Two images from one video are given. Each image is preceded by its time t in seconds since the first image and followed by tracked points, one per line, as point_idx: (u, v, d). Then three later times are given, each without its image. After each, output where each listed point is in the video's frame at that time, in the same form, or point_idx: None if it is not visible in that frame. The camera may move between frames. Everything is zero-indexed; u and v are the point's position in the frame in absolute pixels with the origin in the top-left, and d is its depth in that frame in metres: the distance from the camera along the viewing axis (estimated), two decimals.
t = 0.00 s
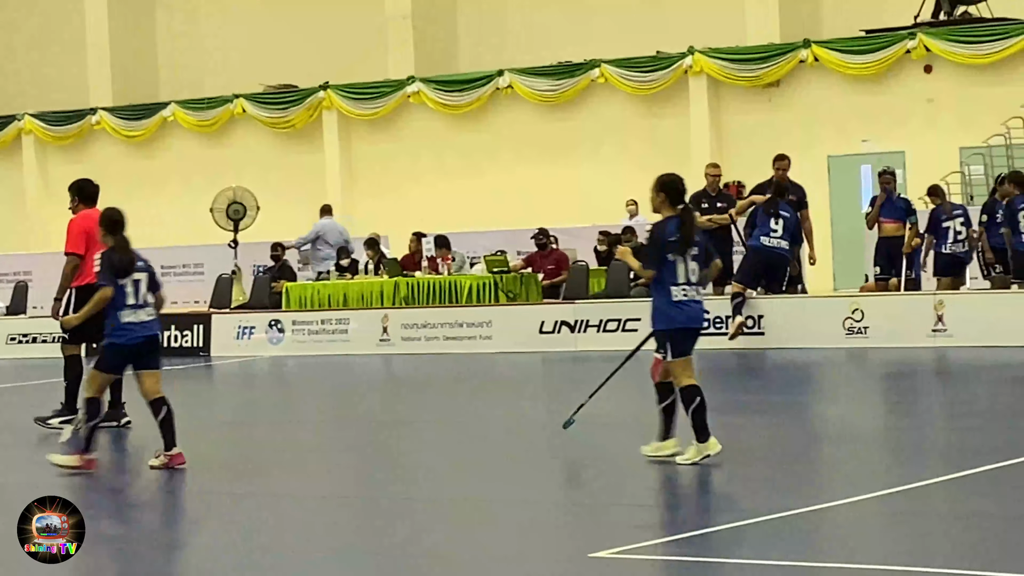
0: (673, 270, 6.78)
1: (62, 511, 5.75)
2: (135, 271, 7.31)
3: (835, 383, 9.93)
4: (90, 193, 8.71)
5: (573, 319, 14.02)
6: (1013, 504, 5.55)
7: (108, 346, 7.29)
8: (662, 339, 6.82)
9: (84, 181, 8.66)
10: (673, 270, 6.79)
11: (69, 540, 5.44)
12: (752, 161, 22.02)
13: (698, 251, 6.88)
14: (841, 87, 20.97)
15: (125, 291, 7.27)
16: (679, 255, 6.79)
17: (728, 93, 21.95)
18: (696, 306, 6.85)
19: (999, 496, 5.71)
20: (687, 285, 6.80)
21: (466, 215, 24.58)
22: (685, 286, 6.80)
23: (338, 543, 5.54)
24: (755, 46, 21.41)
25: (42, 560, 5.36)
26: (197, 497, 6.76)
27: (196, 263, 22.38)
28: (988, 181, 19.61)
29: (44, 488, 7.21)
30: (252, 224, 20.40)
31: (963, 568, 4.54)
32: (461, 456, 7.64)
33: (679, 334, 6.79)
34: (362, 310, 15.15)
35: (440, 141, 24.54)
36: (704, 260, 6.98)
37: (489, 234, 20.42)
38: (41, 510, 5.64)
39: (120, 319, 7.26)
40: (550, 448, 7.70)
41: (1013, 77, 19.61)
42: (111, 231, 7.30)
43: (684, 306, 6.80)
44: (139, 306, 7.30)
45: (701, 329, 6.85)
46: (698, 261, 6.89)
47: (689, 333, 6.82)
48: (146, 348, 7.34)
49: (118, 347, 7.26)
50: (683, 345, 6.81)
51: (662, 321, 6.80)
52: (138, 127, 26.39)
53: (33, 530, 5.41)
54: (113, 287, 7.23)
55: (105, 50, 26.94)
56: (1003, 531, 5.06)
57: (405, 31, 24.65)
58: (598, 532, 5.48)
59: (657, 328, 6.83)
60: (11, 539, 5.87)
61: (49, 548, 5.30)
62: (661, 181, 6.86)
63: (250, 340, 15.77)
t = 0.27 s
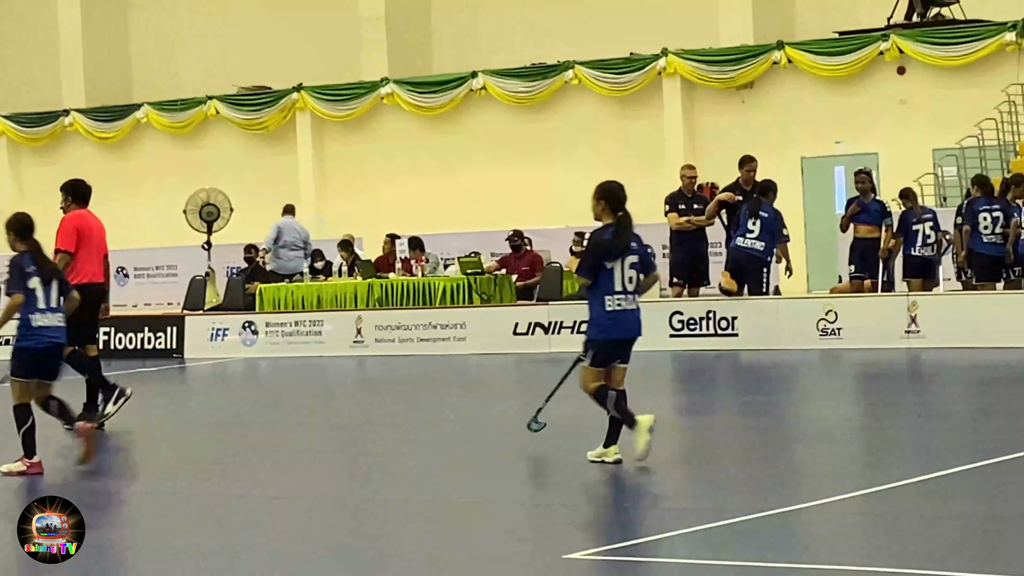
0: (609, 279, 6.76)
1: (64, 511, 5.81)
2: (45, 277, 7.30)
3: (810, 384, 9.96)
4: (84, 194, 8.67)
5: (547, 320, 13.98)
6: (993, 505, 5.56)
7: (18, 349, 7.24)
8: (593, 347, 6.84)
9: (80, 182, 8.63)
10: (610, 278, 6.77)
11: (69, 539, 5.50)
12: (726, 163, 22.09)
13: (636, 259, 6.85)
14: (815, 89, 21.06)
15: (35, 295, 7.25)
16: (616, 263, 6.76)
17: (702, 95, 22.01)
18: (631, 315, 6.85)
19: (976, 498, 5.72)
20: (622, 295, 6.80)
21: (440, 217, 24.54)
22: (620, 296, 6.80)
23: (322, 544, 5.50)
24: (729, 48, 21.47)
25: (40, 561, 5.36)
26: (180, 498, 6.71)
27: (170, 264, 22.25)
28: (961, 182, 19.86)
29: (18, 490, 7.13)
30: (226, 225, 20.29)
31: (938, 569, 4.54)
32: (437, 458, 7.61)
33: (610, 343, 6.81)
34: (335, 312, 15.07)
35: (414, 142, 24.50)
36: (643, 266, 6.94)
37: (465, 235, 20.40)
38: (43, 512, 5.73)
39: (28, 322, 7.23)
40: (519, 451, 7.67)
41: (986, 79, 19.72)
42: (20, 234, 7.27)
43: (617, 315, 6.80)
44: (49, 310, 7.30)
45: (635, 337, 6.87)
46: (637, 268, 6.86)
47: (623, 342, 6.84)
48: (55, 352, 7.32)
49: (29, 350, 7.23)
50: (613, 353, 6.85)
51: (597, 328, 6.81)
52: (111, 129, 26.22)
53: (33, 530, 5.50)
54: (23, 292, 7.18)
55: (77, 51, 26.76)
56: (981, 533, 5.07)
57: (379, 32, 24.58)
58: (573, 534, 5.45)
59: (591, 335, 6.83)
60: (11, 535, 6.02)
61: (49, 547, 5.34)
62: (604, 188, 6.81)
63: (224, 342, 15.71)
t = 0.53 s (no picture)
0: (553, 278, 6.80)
1: (64, 510, 5.72)
2: None
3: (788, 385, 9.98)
4: (77, 196, 8.64)
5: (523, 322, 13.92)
6: (974, 507, 5.58)
7: None
8: (532, 343, 6.86)
9: (72, 182, 8.60)
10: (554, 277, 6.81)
11: (69, 539, 5.40)
12: (702, 164, 22.16)
13: (584, 263, 6.89)
14: (790, 91, 21.16)
15: None
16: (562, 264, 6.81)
17: (678, 96, 22.08)
18: (573, 316, 6.85)
19: (957, 499, 5.73)
20: (564, 294, 6.82)
21: (417, 219, 24.50)
22: (562, 296, 6.82)
23: (307, 546, 5.46)
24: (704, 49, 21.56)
25: (41, 560, 5.30)
26: (166, 499, 6.67)
27: (145, 266, 22.11)
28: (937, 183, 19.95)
29: None
30: (202, 227, 20.18)
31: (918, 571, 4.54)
32: (417, 458, 7.60)
33: (548, 341, 6.81)
34: (312, 314, 15.05)
35: (390, 143, 24.46)
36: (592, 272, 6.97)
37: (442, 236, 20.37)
38: (41, 509, 5.61)
39: None
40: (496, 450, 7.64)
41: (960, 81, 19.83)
42: None
43: (558, 314, 6.81)
44: None
45: (575, 339, 6.86)
46: (584, 273, 6.89)
47: (562, 342, 6.83)
48: None
49: None
50: (552, 352, 6.85)
51: (538, 326, 6.83)
52: (88, 130, 26.21)
53: (32, 530, 5.39)
54: None
55: (51, 52, 26.60)
56: (960, 534, 5.08)
57: (355, 33, 24.54)
58: (551, 535, 5.43)
59: (532, 332, 6.85)
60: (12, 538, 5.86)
61: (49, 547, 5.26)
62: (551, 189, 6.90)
63: (200, 343, 15.63)
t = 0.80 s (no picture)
0: (494, 283, 6.91)
1: (64, 511, 5.65)
2: None
3: (765, 386, 10.01)
4: (71, 200, 8.86)
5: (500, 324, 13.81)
6: (953, 508, 5.60)
7: None
8: (473, 348, 6.96)
9: (64, 185, 8.82)
10: (495, 283, 6.92)
11: (68, 540, 5.33)
12: (678, 166, 22.21)
13: (522, 266, 7.01)
14: (766, 93, 21.23)
15: None
16: (503, 268, 6.92)
17: (654, 98, 22.14)
18: (511, 320, 6.99)
19: (935, 501, 5.76)
20: (504, 299, 6.94)
21: (393, 220, 24.45)
22: (502, 300, 6.94)
23: (289, 548, 5.43)
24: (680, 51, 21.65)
25: (41, 560, 5.25)
26: (149, 500, 6.64)
27: (121, 267, 21.97)
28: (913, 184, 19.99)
29: None
30: (178, 228, 20.08)
31: (897, 572, 4.55)
32: (394, 460, 7.57)
33: (490, 345, 6.93)
34: (287, 315, 15.00)
35: (366, 144, 24.41)
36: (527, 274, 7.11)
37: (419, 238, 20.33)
38: (41, 509, 5.52)
39: None
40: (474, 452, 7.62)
41: (934, 83, 19.92)
42: None
43: (499, 319, 6.93)
44: None
45: (514, 342, 7.01)
46: (522, 277, 7.02)
47: (502, 346, 6.97)
48: None
49: None
50: (494, 357, 6.97)
51: (480, 331, 6.93)
52: (62, 132, 26.19)
53: (32, 530, 5.28)
54: None
55: (25, 52, 26.44)
56: (939, 535, 5.10)
57: (330, 35, 24.47)
58: (530, 537, 5.42)
59: (474, 336, 6.94)
60: (11, 540, 5.76)
61: (49, 548, 5.18)
62: (491, 194, 7.02)
63: (176, 345, 15.53)
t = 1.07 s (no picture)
0: (447, 285, 6.96)
1: (63, 510, 5.60)
2: None
3: (745, 387, 10.03)
4: (67, 200, 8.83)
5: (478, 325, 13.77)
6: (936, 507, 5.62)
7: None
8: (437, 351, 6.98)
9: (60, 185, 8.80)
10: (449, 284, 6.97)
11: (69, 540, 5.26)
12: (656, 168, 22.25)
13: (473, 267, 7.09)
14: (744, 94, 21.29)
15: None
16: (452, 270, 6.98)
17: (633, 99, 22.17)
18: (471, 320, 7.04)
19: (916, 500, 5.78)
20: (461, 300, 6.98)
21: (372, 221, 24.38)
22: (460, 301, 6.98)
23: (274, 549, 5.40)
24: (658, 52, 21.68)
25: (42, 560, 5.21)
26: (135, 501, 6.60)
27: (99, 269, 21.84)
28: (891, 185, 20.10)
29: None
30: (156, 230, 19.97)
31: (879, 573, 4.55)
32: (374, 461, 7.54)
33: (453, 347, 6.97)
34: (266, 316, 14.92)
35: (345, 146, 24.36)
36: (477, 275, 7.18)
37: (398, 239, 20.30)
38: (41, 509, 5.45)
39: None
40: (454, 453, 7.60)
41: (912, 84, 20.01)
42: None
43: (459, 319, 6.97)
44: None
45: (476, 341, 7.05)
46: (474, 278, 7.09)
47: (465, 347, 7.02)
48: None
49: None
50: (458, 358, 7.00)
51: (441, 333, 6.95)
52: (40, 133, 26.00)
53: (32, 530, 5.20)
54: None
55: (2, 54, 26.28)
56: (923, 534, 5.12)
57: (309, 35, 24.42)
58: (512, 537, 5.42)
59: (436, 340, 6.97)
60: (12, 544, 5.65)
61: (49, 548, 5.14)
62: (441, 199, 7.10)
63: (154, 347, 15.41)
